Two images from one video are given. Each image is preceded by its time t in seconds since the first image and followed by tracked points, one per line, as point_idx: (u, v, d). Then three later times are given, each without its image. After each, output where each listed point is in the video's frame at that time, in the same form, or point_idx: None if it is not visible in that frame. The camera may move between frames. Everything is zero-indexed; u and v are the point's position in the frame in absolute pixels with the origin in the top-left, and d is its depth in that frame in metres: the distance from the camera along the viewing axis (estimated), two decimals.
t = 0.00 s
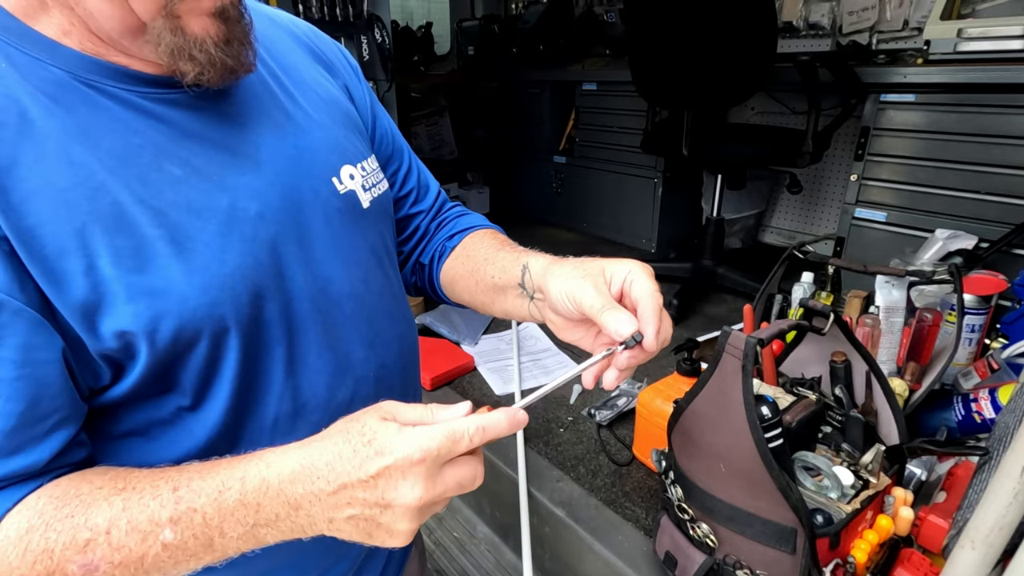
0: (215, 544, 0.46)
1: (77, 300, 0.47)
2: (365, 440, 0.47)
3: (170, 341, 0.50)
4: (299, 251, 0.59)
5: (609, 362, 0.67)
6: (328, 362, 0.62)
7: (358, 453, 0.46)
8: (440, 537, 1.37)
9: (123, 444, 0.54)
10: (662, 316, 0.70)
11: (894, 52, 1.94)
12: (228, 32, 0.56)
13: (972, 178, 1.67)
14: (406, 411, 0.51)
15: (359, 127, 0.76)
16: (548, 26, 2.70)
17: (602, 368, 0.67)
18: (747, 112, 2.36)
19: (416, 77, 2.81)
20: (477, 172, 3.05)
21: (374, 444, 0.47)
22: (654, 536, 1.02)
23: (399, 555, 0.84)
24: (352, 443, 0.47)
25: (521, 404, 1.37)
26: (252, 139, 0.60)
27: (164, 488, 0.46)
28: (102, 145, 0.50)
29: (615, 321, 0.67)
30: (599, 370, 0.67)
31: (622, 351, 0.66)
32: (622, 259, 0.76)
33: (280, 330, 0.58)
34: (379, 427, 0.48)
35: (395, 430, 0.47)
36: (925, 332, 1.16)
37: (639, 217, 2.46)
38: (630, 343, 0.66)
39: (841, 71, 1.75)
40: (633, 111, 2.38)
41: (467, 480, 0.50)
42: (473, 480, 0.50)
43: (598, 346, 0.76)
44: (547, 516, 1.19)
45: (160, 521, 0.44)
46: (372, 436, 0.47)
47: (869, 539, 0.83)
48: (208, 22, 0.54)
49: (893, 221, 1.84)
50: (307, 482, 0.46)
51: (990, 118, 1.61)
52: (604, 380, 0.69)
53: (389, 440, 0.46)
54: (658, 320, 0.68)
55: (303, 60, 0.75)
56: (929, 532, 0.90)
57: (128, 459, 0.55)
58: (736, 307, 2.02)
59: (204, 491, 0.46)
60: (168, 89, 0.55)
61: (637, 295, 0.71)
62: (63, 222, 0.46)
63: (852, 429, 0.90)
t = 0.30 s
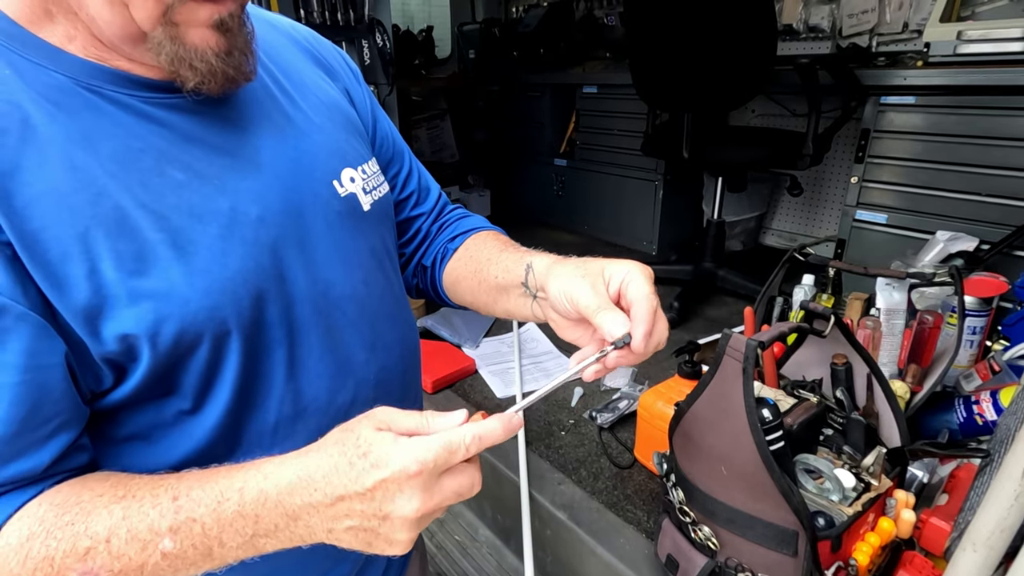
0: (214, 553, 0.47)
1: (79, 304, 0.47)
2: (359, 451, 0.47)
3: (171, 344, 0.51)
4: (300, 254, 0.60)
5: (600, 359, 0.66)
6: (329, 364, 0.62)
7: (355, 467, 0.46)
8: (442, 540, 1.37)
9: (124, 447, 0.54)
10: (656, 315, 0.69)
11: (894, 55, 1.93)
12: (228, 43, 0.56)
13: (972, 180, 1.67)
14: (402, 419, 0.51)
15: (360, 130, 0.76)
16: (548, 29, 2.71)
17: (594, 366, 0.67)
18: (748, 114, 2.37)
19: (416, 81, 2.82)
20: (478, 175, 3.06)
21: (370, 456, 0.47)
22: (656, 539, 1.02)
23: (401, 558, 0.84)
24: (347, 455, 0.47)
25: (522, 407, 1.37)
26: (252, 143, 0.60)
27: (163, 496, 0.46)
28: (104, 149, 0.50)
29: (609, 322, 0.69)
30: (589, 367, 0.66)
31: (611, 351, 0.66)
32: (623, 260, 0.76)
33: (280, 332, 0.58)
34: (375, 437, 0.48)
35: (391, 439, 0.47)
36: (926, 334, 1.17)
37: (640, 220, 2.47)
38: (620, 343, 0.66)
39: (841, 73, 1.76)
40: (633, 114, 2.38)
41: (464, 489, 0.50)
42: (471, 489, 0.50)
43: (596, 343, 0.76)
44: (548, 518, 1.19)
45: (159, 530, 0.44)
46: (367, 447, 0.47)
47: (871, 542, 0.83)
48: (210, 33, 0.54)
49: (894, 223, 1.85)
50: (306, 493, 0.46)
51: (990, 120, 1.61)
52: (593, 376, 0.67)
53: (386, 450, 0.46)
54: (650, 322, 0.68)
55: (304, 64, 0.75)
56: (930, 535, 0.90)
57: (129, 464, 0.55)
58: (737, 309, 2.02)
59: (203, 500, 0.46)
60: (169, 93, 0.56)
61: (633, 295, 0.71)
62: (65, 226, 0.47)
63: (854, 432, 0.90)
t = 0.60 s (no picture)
0: None
1: (75, 304, 0.47)
2: (349, 482, 0.47)
3: (168, 343, 0.51)
4: (299, 253, 0.60)
5: (593, 352, 0.66)
6: (328, 364, 0.62)
7: (348, 500, 0.48)
8: (443, 543, 1.36)
9: (119, 447, 0.54)
10: (649, 307, 0.69)
11: (895, 56, 1.96)
12: (228, 45, 0.55)
13: (974, 182, 1.67)
14: (384, 434, 0.50)
15: (361, 129, 0.76)
16: (549, 32, 2.72)
17: (587, 360, 0.66)
18: (749, 116, 2.37)
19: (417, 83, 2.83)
20: (478, 177, 3.06)
21: (364, 490, 0.48)
22: (657, 541, 1.02)
23: (400, 561, 0.84)
24: (336, 487, 0.47)
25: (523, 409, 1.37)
26: (252, 142, 0.60)
27: (131, 528, 0.45)
28: (101, 148, 0.50)
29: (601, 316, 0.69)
30: (582, 361, 0.65)
31: (602, 346, 0.65)
32: (620, 252, 0.76)
33: (279, 332, 0.58)
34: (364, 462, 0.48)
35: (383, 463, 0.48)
36: (927, 336, 1.16)
37: (640, 222, 2.46)
38: (612, 337, 0.65)
39: (841, 75, 1.76)
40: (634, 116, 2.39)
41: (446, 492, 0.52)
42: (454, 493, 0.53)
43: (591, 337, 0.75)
44: (549, 521, 1.19)
45: (129, 566, 0.44)
46: (358, 475, 0.47)
47: (873, 544, 0.83)
48: (210, 35, 0.54)
49: (895, 224, 1.84)
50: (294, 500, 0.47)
51: (991, 121, 1.61)
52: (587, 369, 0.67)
53: (379, 475, 0.47)
54: (640, 317, 0.67)
55: (304, 63, 0.75)
56: (934, 537, 0.90)
57: (125, 463, 0.55)
58: (738, 311, 2.02)
59: (174, 539, 0.45)
60: (169, 92, 0.56)
61: (627, 287, 0.71)
62: (61, 225, 0.47)
63: (855, 434, 0.89)
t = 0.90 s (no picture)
0: (195, 557, 0.45)
1: (75, 306, 0.47)
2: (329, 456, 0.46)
3: (169, 344, 0.51)
4: (300, 254, 0.60)
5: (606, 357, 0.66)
6: (328, 365, 0.62)
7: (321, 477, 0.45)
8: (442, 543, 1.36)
9: (119, 448, 0.54)
10: (658, 307, 0.69)
11: (896, 57, 1.95)
12: (231, 43, 0.55)
13: (974, 183, 1.67)
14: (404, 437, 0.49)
15: (361, 130, 0.76)
16: (549, 33, 2.72)
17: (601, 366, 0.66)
18: (749, 117, 2.37)
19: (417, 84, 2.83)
20: (479, 178, 3.06)
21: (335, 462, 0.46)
22: (657, 543, 1.02)
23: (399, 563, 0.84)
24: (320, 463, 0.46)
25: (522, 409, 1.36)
26: (252, 142, 0.60)
27: (158, 493, 0.47)
28: (102, 150, 0.50)
29: (612, 318, 0.68)
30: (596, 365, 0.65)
31: (615, 350, 0.65)
32: (623, 250, 0.76)
33: (280, 333, 0.58)
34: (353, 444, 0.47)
35: (361, 447, 0.46)
36: (927, 336, 1.15)
37: (641, 223, 2.46)
38: (624, 341, 0.66)
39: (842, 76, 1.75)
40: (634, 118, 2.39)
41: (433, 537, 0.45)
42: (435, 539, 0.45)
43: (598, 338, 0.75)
44: (549, 522, 1.19)
45: (148, 525, 0.44)
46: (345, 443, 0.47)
47: (874, 545, 0.83)
48: (211, 33, 0.53)
49: (895, 225, 1.84)
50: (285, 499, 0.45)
51: (992, 122, 1.61)
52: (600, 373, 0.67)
53: (353, 457, 0.45)
54: (652, 317, 0.67)
55: (305, 64, 0.75)
56: (934, 538, 0.89)
57: (125, 465, 0.55)
58: (738, 311, 2.02)
59: (195, 495, 0.46)
60: (169, 93, 0.56)
61: (633, 287, 0.71)
62: (62, 226, 0.47)
63: (855, 435, 0.89)
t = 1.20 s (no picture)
0: (200, 558, 0.46)
1: (81, 309, 0.47)
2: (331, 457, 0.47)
3: (174, 347, 0.51)
4: (303, 255, 0.60)
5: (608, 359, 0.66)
6: (332, 367, 0.62)
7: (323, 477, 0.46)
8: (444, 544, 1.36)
9: (123, 450, 0.54)
10: (659, 309, 0.69)
11: (896, 58, 1.95)
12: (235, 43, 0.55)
13: (975, 184, 1.67)
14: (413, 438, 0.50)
15: (363, 132, 0.76)
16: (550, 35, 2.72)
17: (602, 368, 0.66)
18: (750, 118, 2.37)
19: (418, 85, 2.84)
20: (480, 179, 3.06)
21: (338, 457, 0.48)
22: (659, 543, 1.02)
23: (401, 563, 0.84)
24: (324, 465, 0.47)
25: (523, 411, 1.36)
26: (256, 145, 0.60)
27: (155, 499, 0.46)
28: (107, 153, 0.51)
29: (614, 319, 0.69)
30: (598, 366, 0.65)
31: (617, 353, 0.65)
32: (625, 252, 0.76)
33: (283, 334, 0.58)
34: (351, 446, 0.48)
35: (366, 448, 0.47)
36: (928, 338, 1.16)
37: (641, 224, 2.46)
38: (627, 342, 0.66)
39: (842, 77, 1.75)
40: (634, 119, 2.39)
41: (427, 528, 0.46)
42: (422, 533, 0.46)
43: (601, 339, 0.75)
44: (551, 523, 1.19)
45: (149, 533, 0.44)
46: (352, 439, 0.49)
47: (875, 546, 0.82)
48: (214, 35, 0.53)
49: (896, 225, 1.84)
50: (287, 501, 0.46)
51: (993, 123, 1.61)
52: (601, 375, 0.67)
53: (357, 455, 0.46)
54: (653, 319, 0.67)
55: (307, 67, 0.76)
56: (935, 539, 0.89)
57: (128, 466, 0.55)
58: (738, 312, 2.02)
59: (193, 503, 0.46)
60: (173, 96, 0.56)
61: (635, 288, 0.71)
62: (69, 230, 0.47)
63: (856, 436, 0.89)
